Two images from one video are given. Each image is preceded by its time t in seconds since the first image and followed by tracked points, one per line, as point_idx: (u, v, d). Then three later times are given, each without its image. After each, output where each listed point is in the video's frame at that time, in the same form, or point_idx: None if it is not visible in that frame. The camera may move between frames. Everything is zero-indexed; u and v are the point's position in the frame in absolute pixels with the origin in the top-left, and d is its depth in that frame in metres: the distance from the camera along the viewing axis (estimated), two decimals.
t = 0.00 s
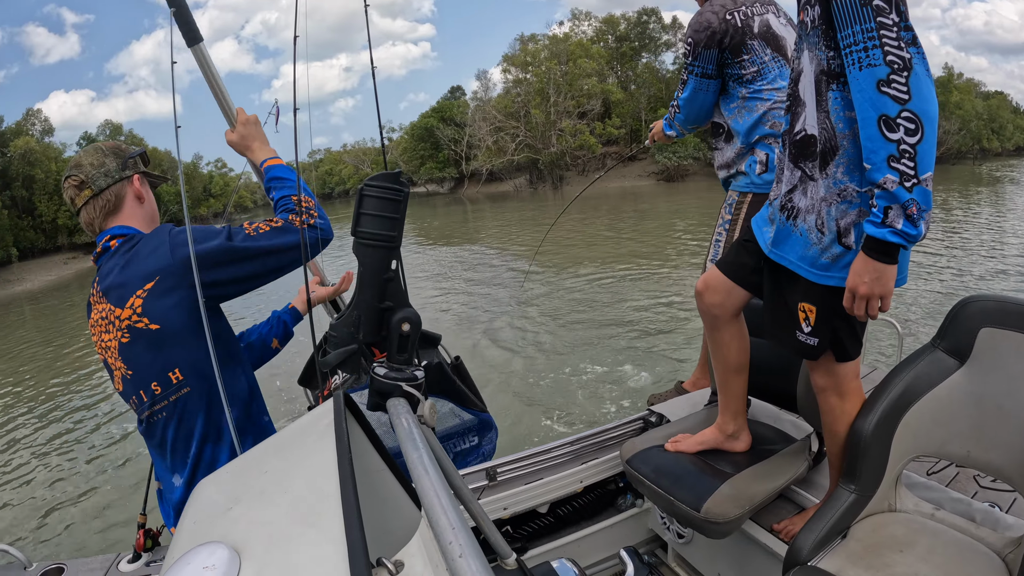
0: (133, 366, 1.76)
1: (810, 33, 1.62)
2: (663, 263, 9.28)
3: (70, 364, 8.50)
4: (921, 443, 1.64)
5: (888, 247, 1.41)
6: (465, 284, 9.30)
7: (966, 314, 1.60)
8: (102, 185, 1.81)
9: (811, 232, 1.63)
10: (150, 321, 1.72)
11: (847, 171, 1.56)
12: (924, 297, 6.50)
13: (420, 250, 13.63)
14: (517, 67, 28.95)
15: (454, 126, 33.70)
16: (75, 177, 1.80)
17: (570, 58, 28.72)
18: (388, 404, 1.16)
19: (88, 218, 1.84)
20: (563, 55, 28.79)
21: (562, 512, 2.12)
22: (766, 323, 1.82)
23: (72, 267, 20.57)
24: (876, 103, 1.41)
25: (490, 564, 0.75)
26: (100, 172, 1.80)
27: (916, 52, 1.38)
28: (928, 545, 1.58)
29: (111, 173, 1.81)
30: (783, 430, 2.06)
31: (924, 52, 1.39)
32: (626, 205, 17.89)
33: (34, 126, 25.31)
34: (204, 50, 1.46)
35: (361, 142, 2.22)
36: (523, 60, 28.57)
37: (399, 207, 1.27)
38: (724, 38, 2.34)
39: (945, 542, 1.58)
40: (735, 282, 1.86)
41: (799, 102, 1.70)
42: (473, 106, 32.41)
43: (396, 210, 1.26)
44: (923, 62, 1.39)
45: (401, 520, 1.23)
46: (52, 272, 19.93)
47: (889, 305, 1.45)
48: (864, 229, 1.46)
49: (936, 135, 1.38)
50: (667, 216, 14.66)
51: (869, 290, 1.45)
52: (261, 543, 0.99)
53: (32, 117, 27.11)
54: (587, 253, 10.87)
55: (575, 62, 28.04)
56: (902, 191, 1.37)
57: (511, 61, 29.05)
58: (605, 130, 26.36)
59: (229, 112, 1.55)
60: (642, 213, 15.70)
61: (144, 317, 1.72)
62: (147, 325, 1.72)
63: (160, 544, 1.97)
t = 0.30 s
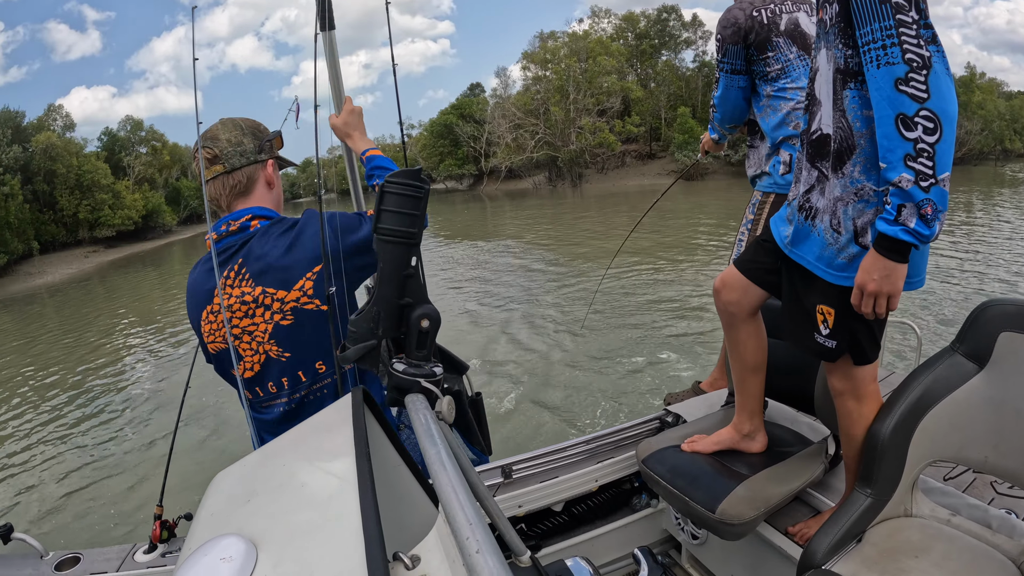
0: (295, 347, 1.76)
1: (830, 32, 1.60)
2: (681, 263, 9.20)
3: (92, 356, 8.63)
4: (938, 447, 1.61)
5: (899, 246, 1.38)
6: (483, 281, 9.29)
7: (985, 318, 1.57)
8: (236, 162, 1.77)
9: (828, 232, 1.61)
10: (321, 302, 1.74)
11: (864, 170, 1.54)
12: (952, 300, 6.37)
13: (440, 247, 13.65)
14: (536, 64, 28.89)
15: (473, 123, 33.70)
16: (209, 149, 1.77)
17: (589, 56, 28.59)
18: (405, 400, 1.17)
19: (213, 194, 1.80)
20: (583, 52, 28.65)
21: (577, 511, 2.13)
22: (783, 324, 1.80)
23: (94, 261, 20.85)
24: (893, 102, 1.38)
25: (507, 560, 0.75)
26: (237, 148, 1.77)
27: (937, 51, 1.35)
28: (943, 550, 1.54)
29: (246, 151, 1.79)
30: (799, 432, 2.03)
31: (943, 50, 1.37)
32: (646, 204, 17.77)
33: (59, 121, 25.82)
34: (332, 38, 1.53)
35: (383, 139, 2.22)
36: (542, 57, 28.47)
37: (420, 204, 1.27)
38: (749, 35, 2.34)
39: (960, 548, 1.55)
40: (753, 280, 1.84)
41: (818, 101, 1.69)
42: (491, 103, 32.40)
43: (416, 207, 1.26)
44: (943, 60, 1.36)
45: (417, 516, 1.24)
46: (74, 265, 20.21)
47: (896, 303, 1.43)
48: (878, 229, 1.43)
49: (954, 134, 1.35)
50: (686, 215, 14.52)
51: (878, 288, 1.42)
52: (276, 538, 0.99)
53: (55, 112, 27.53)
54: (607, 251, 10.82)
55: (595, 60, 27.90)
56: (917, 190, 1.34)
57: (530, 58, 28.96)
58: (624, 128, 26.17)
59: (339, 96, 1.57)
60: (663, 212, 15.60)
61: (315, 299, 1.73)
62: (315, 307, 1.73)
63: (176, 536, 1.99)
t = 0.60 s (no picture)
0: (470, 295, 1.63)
1: (842, 30, 1.58)
2: (698, 262, 9.12)
3: (112, 348, 8.75)
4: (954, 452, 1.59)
5: (919, 248, 1.36)
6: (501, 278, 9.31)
7: (1002, 321, 1.55)
8: (415, 113, 1.55)
9: (844, 232, 1.59)
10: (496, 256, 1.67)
11: (879, 169, 1.52)
12: (977, 302, 6.28)
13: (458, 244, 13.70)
14: (555, 62, 28.86)
15: (490, 120, 33.66)
16: (390, 93, 1.56)
17: (608, 53, 28.49)
18: (422, 395, 1.17)
19: (378, 141, 1.58)
20: (601, 49, 28.52)
21: (590, 509, 2.14)
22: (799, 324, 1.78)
23: (114, 254, 21.10)
24: (906, 99, 1.36)
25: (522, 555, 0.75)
26: (421, 98, 1.54)
27: (949, 47, 1.33)
28: (957, 555, 1.52)
29: (427, 105, 1.56)
30: (814, 433, 2.01)
31: (956, 46, 1.34)
32: (665, 202, 17.71)
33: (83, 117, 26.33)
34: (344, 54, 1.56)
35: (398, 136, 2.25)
36: (561, 54, 28.38)
37: (438, 200, 1.26)
38: (767, 36, 2.30)
39: (975, 553, 1.52)
40: (768, 279, 1.84)
41: (832, 101, 1.67)
42: (509, 101, 32.48)
43: (435, 203, 1.25)
44: (957, 56, 1.33)
45: (431, 513, 1.24)
46: (94, 259, 20.46)
47: (920, 307, 1.41)
48: (896, 229, 1.41)
49: (969, 131, 1.33)
50: (705, 214, 14.39)
51: (900, 291, 1.40)
52: (293, 532, 0.99)
53: (77, 108, 27.90)
54: (625, 249, 10.81)
55: (612, 58, 27.74)
56: (934, 189, 1.32)
57: (547, 56, 28.86)
58: (643, 126, 26.08)
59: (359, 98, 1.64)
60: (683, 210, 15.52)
61: (494, 253, 1.66)
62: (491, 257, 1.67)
63: (190, 527, 2.01)
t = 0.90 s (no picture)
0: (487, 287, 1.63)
1: (836, 28, 1.59)
2: (703, 261, 9.10)
3: (117, 346, 8.79)
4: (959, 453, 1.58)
5: (908, 244, 1.36)
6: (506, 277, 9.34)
7: (1007, 320, 1.55)
8: (461, 114, 1.61)
9: (842, 230, 1.60)
10: (522, 256, 1.68)
11: (874, 166, 1.52)
12: (982, 303, 6.27)
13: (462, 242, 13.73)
14: (560, 61, 28.83)
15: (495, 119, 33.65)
16: (438, 93, 1.62)
17: (613, 52, 28.51)
18: (427, 392, 1.18)
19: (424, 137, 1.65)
20: (607, 48, 28.51)
21: (594, 507, 2.14)
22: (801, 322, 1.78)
23: (119, 253, 21.18)
24: (896, 95, 1.37)
25: (524, 552, 0.75)
26: (467, 101, 1.61)
27: (939, 42, 1.33)
28: (960, 555, 1.51)
29: (471, 108, 1.63)
30: (818, 432, 2.01)
31: (946, 41, 1.34)
32: (670, 201, 17.72)
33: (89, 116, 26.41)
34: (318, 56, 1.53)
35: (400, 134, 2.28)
36: (566, 53, 28.39)
37: (444, 197, 1.26)
38: (760, 56, 2.29)
39: (978, 553, 1.52)
40: (770, 278, 1.84)
41: (829, 99, 1.67)
42: (513, 100, 32.52)
43: (439, 202, 1.26)
44: (946, 51, 1.33)
45: (436, 509, 1.25)
46: (100, 257, 20.54)
47: (908, 302, 1.41)
48: (885, 225, 1.41)
49: (959, 126, 1.33)
50: (710, 213, 14.36)
51: (887, 285, 1.40)
52: (298, 527, 1.00)
53: (82, 107, 28.03)
54: (629, 248, 10.82)
55: (617, 57, 27.68)
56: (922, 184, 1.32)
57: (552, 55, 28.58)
58: (648, 125, 26.07)
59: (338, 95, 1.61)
60: (688, 209, 15.52)
61: (520, 254, 1.67)
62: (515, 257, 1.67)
63: (194, 524, 2.02)
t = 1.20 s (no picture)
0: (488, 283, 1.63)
1: (834, 25, 1.59)
2: (707, 261, 9.08)
3: (121, 345, 8.80)
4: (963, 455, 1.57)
5: (904, 240, 1.35)
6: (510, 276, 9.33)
7: (1012, 322, 1.54)
8: (464, 120, 1.64)
9: (841, 228, 1.59)
10: (526, 257, 1.68)
11: (873, 164, 1.52)
12: (988, 304, 6.23)
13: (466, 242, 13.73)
14: (564, 61, 28.83)
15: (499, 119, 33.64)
16: (443, 102, 1.66)
17: (617, 52, 28.49)
18: (430, 393, 1.18)
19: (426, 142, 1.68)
20: (610, 48, 28.49)
21: (597, 508, 2.14)
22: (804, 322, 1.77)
23: (123, 252, 21.23)
24: (892, 89, 1.35)
25: (527, 553, 0.75)
26: (469, 108, 1.64)
27: (937, 35, 1.32)
28: (963, 558, 1.50)
29: (474, 116, 1.66)
30: (822, 434, 2.00)
31: (945, 35, 1.33)
32: (673, 201, 17.68)
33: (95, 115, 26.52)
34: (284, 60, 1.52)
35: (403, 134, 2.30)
36: (570, 53, 28.39)
37: (447, 199, 1.26)
38: (758, 82, 2.28)
39: (981, 555, 1.51)
40: (773, 279, 1.83)
41: (829, 98, 1.67)
42: (517, 100, 32.49)
43: (443, 203, 1.25)
44: (944, 45, 1.32)
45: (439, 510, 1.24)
46: (103, 257, 20.59)
47: (901, 301, 1.41)
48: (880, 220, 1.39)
49: (957, 122, 1.32)
50: (714, 213, 14.34)
51: (880, 283, 1.40)
52: (300, 528, 1.00)
53: (85, 107, 28.11)
54: (633, 248, 10.80)
55: (621, 56, 27.70)
56: (918, 179, 1.31)
57: (556, 55, 28.55)
58: (652, 124, 26.02)
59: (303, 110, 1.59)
60: (692, 209, 15.49)
61: (523, 254, 1.67)
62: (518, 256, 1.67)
63: (197, 524, 2.02)
